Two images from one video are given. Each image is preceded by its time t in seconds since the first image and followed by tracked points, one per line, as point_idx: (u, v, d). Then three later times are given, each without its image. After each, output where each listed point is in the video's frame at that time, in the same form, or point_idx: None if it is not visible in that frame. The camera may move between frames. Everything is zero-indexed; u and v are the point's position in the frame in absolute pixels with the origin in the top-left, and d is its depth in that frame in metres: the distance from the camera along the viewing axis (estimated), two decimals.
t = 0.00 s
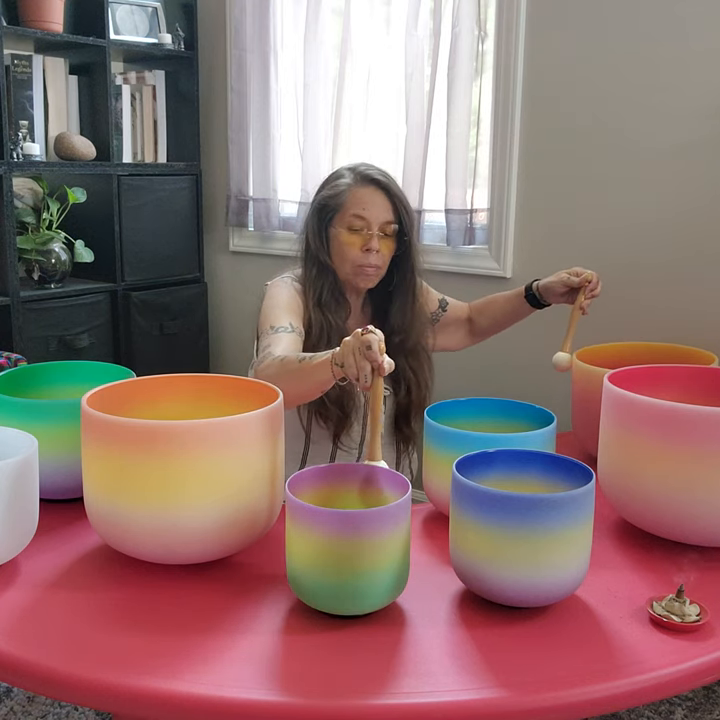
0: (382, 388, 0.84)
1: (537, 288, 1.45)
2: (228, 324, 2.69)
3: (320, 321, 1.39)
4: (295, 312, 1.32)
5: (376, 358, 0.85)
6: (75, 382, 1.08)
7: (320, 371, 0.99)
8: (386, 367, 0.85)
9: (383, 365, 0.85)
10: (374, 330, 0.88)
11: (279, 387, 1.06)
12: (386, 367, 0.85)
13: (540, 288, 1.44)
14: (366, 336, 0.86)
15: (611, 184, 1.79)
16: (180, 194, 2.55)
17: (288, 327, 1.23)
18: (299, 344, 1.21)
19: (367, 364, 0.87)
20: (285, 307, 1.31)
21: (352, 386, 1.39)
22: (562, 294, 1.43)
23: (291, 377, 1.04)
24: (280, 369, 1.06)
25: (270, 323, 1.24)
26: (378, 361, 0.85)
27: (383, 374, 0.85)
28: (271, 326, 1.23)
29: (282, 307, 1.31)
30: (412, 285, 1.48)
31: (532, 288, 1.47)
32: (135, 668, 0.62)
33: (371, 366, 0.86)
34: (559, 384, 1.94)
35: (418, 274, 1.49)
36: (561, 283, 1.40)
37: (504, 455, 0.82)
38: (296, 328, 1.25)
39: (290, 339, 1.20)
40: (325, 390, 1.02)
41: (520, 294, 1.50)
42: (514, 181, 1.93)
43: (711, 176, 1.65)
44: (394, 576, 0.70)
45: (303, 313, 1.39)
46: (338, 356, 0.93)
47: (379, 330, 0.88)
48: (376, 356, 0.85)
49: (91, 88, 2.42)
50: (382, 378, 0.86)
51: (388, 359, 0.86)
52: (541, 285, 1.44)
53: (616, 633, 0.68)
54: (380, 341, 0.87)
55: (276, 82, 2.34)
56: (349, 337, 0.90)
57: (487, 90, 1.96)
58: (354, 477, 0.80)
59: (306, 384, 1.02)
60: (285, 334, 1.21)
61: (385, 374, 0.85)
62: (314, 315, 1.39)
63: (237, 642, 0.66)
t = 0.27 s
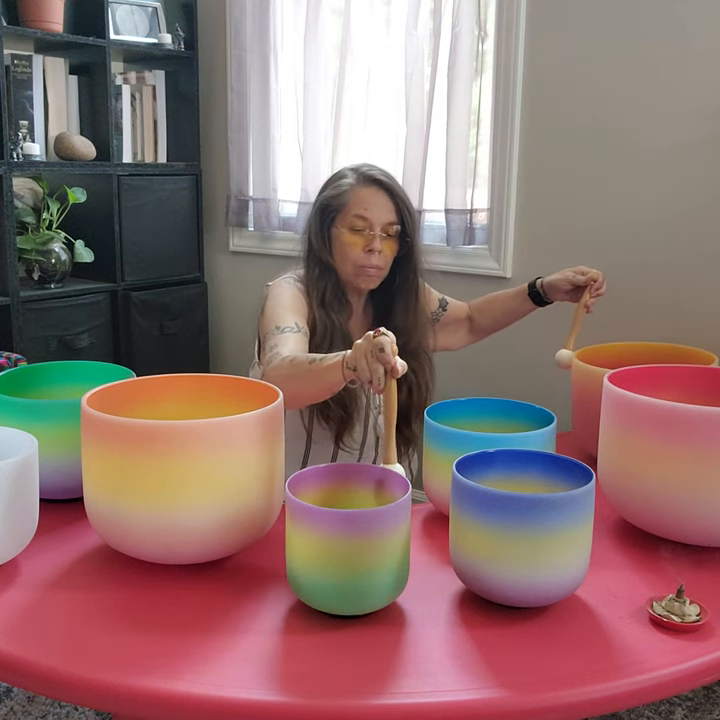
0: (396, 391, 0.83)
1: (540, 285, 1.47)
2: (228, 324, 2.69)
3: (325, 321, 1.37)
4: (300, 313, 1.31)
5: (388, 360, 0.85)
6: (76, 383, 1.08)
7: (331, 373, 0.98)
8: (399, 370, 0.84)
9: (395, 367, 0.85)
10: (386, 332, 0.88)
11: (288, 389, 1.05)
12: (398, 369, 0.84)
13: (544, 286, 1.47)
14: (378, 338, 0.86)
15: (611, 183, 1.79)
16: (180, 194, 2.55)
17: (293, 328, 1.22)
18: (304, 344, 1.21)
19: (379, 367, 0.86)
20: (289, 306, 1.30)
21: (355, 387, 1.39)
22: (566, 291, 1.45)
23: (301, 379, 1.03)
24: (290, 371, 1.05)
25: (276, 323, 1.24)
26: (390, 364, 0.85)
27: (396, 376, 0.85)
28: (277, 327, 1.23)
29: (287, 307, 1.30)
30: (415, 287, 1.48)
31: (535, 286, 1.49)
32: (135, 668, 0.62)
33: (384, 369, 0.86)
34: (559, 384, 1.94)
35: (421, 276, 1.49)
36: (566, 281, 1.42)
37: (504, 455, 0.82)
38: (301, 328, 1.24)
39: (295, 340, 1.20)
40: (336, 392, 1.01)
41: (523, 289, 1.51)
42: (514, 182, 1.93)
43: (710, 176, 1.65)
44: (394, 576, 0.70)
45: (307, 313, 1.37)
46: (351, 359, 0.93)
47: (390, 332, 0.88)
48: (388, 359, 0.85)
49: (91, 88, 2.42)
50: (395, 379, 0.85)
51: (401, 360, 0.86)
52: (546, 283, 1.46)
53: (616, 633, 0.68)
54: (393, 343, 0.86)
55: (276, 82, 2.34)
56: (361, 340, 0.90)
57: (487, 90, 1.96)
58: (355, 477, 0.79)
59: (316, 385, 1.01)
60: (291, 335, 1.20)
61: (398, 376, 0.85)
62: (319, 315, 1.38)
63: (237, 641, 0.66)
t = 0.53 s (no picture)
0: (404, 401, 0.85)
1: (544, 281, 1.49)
2: (228, 324, 2.69)
3: (330, 323, 1.37)
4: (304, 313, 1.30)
5: (396, 364, 0.85)
6: (76, 383, 1.08)
7: (337, 375, 0.97)
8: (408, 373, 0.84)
9: (404, 370, 0.85)
10: (394, 336, 0.87)
11: (296, 391, 1.04)
12: (407, 373, 0.84)
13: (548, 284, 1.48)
14: (387, 343, 0.86)
15: (610, 184, 1.79)
16: (180, 194, 2.55)
17: (299, 329, 1.20)
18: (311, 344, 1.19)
19: (388, 371, 0.86)
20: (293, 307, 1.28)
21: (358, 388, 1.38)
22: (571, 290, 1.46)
23: (308, 381, 1.02)
24: (298, 373, 1.04)
25: (281, 324, 1.23)
26: (399, 368, 0.85)
27: (405, 380, 0.85)
28: (283, 327, 1.21)
29: (290, 307, 1.28)
30: (418, 289, 1.48)
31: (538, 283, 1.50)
32: (136, 668, 0.62)
33: (394, 374, 0.86)
34: (559, 384, 1.94)
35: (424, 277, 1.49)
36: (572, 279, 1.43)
37: (504, 455, 0.82)
38: (307, 328, 1.23)
39: (301, 340, 1.18)
40: (343, 394, 1.00)
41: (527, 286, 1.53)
42: (514, 181, 1.93)
43: (711, 176, 1.65)
44: (394, 576, 0.70)
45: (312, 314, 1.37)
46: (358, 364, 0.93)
47: (398, 336, 0.87)
48: (397, 363, 0.85)
49: (91, 88, 2.42)
50: (404, 385, 0.86)
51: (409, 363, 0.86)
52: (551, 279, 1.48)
53: (616, 633, 0.68)
54: (401, 346, 0.86)
55: (276, 82, 2.34)
56: (368, 344, 0.90)
57: (487, 90, 1.96)
58: (357, 477, 0.80)
59: (322, 387, 1.00)
60: (297, 337, 1.19)
61: (407, 379, 0.85)
62: (325, 318, 1.37)
63: (237, 641, 0.66)
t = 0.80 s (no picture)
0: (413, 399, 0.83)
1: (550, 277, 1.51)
2: (228, 324, 2.69)
3: (334, 325, 1.37)
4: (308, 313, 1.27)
5: (404, 366, 0.85)
6: (76, 383, 1.08)
7: (345, 378, 0.96)
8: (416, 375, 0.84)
9: (413, 373, 0.85)
10: (400, 338, 0.86)
11: (302, 392, 1.03)
12: (416, 375, 0.84)
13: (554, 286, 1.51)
14: (393, 345, 0.85)
15: (611, 184, 1.79)
16: (180, 194, 2.55)
17: (305, 330, 1.18)
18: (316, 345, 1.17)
19: (396, 374, 0.86)
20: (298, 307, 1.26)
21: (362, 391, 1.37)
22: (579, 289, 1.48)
23: (315, 384, 1.01)
24: (304, 375, 1.04)
25: (286, 324, 1.20)
26: (407, 370, 0.85)
27: (413, 383, 0.85)
28: (288, 327, 1.19)
29: (294, 307, 1.26)
30: (421, 290, 1.48)
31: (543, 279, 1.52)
32: (136, 668, 0.62)
33: (401, 376, 0.85)
34: (559, 384, 1.94)
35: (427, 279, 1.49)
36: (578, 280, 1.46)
37: (504, 455, 0.82)
38: (311, 328, 1.20)
39: (307, 340, 1.16)
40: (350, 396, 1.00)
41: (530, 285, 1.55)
42: (514, 181, 1.93)
43: (711, 176, 1.65)
44: (394, 576, 0.70)
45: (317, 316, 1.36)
46: (366, 367, 0.92)
47: (405, 337, 0.86)
48: (405, 366, 0.85)
49: (91, 88, 2.42)
50: (411, 387, 0.85)
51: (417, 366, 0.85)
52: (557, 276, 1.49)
53: (616, 633, 0.68)
54: (408, 348, 0.86)
55: (276, 82, 2.34)
56: (375, 348, 0.89)
57: (487, 90, 1.96)
58: (358, 478, 0.79)
59: (330, 389, 0.99)
60: (302, 337, 1.16)
61: (415, 382, 0.85)
62: (329, 320, 1.37)
63: (237, 641, 0.66)
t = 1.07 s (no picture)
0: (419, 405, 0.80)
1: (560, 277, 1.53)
2: (228, 324, 2.69)
3: (339, 328, 1.34)
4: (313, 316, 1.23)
5: (410, 372, 0.81)
6: (76, 383, 1.08)
7: (352, 382, 0.91)
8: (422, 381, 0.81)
9: (419, 380, 0.81)
10: (406, 343, 0.83)
11: (309, 395, 0.99)
12: (423, 381, 0.81)
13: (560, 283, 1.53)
14: (399, 351, 0.82)
15: (611, 184, 1.79)
16: (180, 194, 2.55)
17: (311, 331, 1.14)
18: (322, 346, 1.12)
19: (401, 381, 0.82)
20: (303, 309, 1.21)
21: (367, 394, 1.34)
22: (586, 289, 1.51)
23: (321, 388, 0.96)
24: (311, 377, 0.99)
25: (292, 324, 1.16)
26: (413, 377, 0.81)
27: (420, 389, 0.81)
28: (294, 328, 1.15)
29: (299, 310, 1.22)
30: (425, 292, 1.46)
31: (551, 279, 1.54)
32: (136, 668, 0.62)
33: (407, 383, 0.82)
34: (559, 384, 1.94)
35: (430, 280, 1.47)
36: (588, 281, 1.48)
37: (504, 455, 0.82)
38: (316, 329, 1.16)
39: (314, 341, 1.11)
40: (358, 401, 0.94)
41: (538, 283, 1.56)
42: (514, 181, 1.93)
43: (711, 176, 1.65)
44: (394, 576, 0.70)
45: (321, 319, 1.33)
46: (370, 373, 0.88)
47: (411, 343, 0.83)
48: (411, 372, 0.81)
49: (91, 88, 2.42)
50: (418, 394, 0.82)
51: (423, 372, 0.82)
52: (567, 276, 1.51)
53: (616, 633, 0.68)
54: (414, 355, 0.82)
55: (276, 82, 2.34)
56: (381, 354, 0.86)
57: (487, 90, 1.96)
58: (360, 478, 0.79)
59: (338, 393, 0.94)
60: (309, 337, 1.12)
61: (422, 389, 0.81)
62: (335, 323, 1.34)
63: (237, 642, 0.66)
